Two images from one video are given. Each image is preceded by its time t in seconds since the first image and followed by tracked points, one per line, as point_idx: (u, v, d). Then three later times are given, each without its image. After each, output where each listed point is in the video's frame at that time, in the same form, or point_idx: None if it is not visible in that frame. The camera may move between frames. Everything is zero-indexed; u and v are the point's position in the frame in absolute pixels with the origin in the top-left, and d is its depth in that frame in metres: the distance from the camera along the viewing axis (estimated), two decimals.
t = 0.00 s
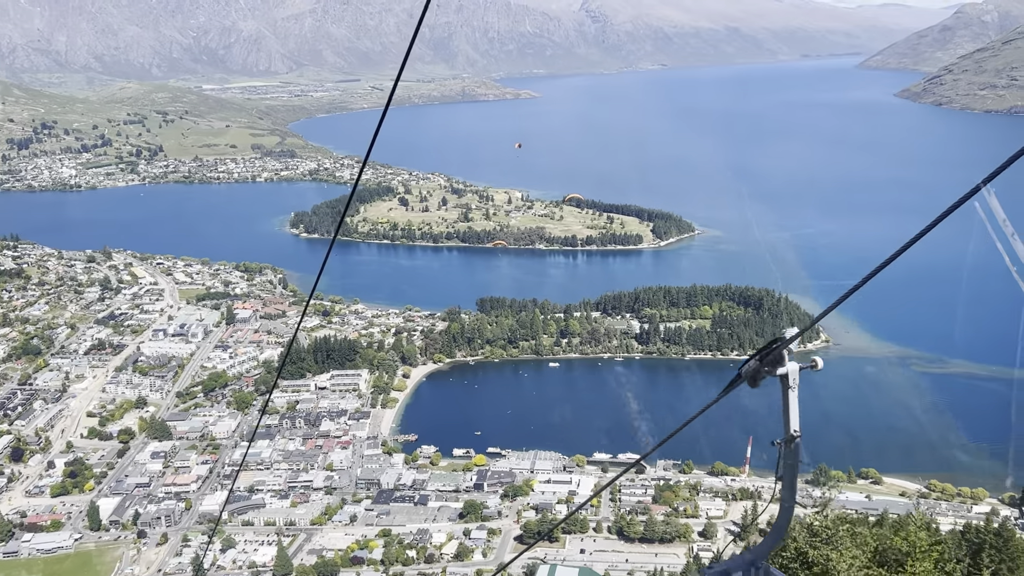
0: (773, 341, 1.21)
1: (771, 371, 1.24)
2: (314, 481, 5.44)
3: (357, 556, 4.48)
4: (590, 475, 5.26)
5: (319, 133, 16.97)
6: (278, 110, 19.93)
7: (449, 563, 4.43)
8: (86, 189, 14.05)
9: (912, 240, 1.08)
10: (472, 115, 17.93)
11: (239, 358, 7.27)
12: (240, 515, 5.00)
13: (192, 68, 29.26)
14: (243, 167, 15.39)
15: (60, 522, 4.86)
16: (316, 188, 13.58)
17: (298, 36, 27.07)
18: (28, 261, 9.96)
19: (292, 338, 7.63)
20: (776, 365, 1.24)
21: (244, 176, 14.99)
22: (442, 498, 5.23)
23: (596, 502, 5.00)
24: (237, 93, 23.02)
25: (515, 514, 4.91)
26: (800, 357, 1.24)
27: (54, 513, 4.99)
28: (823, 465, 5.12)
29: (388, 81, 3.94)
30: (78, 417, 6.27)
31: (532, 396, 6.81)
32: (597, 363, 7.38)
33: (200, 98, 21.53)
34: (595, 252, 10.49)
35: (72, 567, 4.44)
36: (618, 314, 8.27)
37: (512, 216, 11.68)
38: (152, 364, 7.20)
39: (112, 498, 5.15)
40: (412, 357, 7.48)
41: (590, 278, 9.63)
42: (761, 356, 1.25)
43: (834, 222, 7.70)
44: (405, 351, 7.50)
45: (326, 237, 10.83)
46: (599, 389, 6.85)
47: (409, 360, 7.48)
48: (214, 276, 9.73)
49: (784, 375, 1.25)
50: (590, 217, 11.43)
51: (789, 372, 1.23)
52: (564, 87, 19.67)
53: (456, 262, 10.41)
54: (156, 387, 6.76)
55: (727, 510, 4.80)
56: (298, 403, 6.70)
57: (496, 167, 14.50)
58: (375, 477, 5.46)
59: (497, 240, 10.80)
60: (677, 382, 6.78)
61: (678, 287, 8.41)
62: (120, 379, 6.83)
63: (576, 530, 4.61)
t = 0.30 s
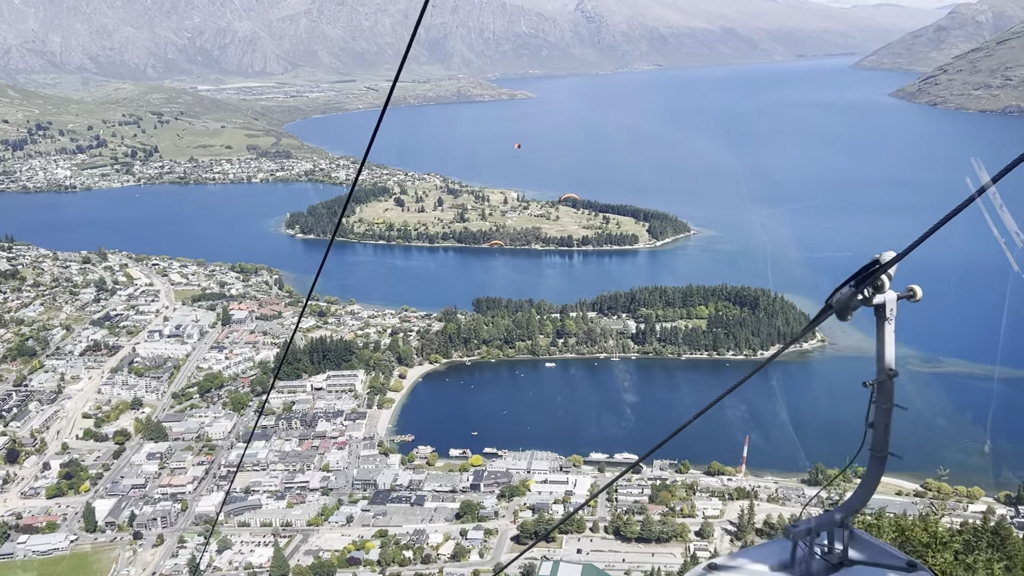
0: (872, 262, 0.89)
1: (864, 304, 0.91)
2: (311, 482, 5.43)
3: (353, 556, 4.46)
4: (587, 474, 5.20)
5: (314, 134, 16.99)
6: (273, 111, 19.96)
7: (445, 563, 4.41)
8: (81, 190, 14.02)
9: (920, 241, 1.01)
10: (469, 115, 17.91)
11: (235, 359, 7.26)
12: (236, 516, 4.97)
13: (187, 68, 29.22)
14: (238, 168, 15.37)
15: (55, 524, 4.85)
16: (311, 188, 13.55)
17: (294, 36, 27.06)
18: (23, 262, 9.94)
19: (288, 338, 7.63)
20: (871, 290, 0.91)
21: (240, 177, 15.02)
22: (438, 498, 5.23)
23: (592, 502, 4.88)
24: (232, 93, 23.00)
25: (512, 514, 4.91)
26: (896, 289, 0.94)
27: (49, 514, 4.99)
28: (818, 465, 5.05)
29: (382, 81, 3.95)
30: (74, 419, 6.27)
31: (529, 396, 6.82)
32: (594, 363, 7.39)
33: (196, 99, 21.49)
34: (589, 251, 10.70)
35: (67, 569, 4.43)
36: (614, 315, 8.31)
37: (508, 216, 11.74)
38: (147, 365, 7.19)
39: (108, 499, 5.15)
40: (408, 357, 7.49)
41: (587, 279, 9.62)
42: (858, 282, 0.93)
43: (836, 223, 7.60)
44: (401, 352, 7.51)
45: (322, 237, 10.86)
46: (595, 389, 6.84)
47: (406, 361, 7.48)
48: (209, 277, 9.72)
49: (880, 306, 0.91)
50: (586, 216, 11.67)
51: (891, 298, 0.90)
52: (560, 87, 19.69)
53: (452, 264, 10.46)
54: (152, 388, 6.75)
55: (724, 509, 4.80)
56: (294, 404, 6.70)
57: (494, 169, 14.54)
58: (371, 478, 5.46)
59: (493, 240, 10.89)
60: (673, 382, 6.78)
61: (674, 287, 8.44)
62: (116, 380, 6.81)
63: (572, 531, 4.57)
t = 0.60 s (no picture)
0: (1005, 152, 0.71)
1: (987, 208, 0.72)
2: (308, 481, 5.42)
3: (350, 555, 4.45)
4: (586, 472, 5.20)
5: (310, 133, 17.00)
6: (269, 110, 19.96)
7: (442, 561, 4.40)
8: (77, 189, 13.97)
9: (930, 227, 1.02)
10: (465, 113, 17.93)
11: (231, 358, 7.24)
12: (234, 515, 4.97)
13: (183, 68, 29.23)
14: (234, 167, 15.36)
15: (52, 523, 4.84)
16: (307, 187, 13.52)
17: (290, 36, 27.05)
18: (18, 261, 9.92)
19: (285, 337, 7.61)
20: (1003, 186, 0.72)
21: (236, 176, 15.04)
22: (435, 497, 5.23)
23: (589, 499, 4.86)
24: (229, 92, 23.01)
25: (509, 513, 4.92)
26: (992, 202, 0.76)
27: (45, 514, 4.97)
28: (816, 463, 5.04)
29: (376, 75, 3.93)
30: (70, 419, 6.26)
31: (526, 394, 6.83)
32: (591, 362, 7.38)
33: (191, 98, 21.47)
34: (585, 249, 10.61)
35: (64, 569, 4.41)
36: (611, 313, 8.31)
37: (505, 216, 11.60)
38: (144, 364, 7.17)
39: (104, 499, 5.13)
40: (405, 356, 7.49)
41: (583, 278, 9.61)
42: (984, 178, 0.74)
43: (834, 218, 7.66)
44: (398, 351, 7.50)
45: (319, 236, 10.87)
46: (591, 387, 6.82)
47: (402, 359, 7.48)
48: (205, 276, 9.71)
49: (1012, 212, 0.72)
50: (583, 215, 11.58)
51: None
52: (556, 86, 19.71)
53: (448, 260, 10.37)
54: (148, 387, 6.74)
55: (721, 507, 4.80)
56: (291, 404, 6.68)
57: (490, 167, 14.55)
58: (368, 477, 5.46)
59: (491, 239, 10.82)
60: (670, 380, 6.73)
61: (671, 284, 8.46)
62: (112, 380, 6.79)
63: (569, 529, 4.61)
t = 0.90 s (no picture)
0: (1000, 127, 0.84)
1: None
2: (305, 478, 5.39)
3: (348, 553, 4.44)
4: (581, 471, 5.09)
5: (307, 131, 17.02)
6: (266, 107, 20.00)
7: (440, 559, 4.40)
8: (73, 187, 13.96)
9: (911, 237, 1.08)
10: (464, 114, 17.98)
11: (228, 356, 7.24)
12: (230, 512, 4.65)
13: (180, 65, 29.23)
14: (231, 165, 15.36)
15: (49, 522, 4.84)
16: (303, 184, 13.50)
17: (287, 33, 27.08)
18: (15, 259, 9.92)
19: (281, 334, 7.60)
20: None
21: (233, 173, 15.07)
22: (432, 495, 5.24)
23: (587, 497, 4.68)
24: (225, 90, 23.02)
25: (506, 510, 4.84)
26: None
27: (42, 513, 4.97)
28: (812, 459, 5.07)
29: (367, 70, 3.90)
30: (67, 416, 6.26)
31: (523, 391, 6.87)
32: (588, 360, 7.40)
33: (188, 95, 21.46)
34: (584, 248, 10.71)
35: (62, 566, 4.41)
36: (607, 311, 8.35)
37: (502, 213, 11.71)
38: (140, 362, 7.16)
39: (100, 498, 5.12)
40: (402, 354, 7.50)
41: (580, 276, 9.61)
42: None
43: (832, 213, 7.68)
44: (395, 348, 7.51)
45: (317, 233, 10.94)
46: (589, 386, 6.82)
47: (400, 357, 7.49)
48: (202, 274, 9.71)
49: None
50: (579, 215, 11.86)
51: None
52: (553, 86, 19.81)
53: (446, 261, 10.50)
54: (145, 385, 6.73)
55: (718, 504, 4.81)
56: (287, 401, 6.39)
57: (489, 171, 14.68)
58: (366, 474, 5.47)
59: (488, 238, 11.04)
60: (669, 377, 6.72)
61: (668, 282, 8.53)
62: (109, 378, 6.86)
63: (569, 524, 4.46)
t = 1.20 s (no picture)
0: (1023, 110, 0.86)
1: None
2: (302, 475, 5.36)
3: (344, 550, 4.39)
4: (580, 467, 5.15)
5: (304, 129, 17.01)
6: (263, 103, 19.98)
7: (437, 556, 4.38)
8: (69, 184, 13.94)
9: (899, 236, 1.10)
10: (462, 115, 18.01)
11: (225, 353, 7.21)
12: (228, 510, 4.70)
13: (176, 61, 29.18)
14: (227, 162, 15.35)
15: (45, 519, 4.82)
16: (300, 181, 13.46)
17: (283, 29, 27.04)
18: (11, 257, 9.89)
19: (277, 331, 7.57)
20: None
21: (229, 170, 15.04)
22: (429, 492, 5.23)
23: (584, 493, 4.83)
24: (221, 87, 23.01)
25: (504, 507, 4.87)
26: None
27: (38, 510, 4.95)
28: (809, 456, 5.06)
29: (364, 66, 3.85)
30: (63, 413, 6.23)
31: (520, 388, 6.84)
32: (585, 358, 7.38)
33: (184, 92, 21.41)
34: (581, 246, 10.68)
35: (60, 564, 4.39)
36: (605, 308, 8.33)
37: (499, 210, 11.72)
38: (136, 359, 7.15)
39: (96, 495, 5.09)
40: (399, 351, 7.49)
41: (578, 274, 9.58)
42: None
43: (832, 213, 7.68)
44: (392, 346, 7.50)
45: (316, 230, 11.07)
46: (587, 385, 6.77)
47: (397, 354, 7.48)
48: (199, 271, 9.68)
49: None
50: (577, 211, 11.69)
51: None
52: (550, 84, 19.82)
53: (443, 257, 10.45)
54: (141, 382, 6.71)
55: (715, 503, 4.84)
56: (284, 399, 6.50)
57: (490, 167, 14.71)
58: (363, 472, 5.45)
59: (485, 234, 10.95)
60: (664, 372, 6.82)
61: (665, 280, 8.52)
62: (105, 375, 6.81)
63: (565, 524, 4.53)
